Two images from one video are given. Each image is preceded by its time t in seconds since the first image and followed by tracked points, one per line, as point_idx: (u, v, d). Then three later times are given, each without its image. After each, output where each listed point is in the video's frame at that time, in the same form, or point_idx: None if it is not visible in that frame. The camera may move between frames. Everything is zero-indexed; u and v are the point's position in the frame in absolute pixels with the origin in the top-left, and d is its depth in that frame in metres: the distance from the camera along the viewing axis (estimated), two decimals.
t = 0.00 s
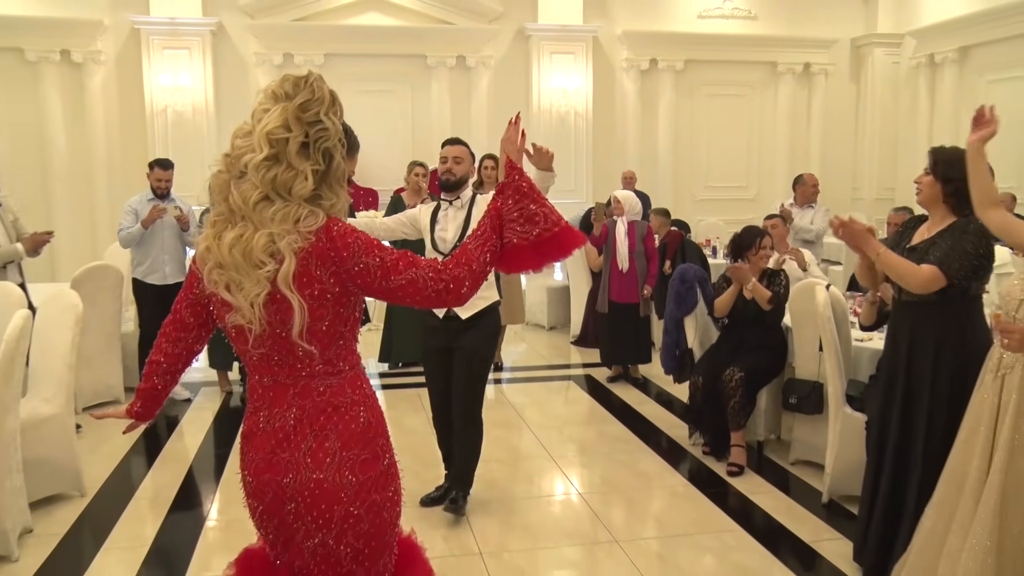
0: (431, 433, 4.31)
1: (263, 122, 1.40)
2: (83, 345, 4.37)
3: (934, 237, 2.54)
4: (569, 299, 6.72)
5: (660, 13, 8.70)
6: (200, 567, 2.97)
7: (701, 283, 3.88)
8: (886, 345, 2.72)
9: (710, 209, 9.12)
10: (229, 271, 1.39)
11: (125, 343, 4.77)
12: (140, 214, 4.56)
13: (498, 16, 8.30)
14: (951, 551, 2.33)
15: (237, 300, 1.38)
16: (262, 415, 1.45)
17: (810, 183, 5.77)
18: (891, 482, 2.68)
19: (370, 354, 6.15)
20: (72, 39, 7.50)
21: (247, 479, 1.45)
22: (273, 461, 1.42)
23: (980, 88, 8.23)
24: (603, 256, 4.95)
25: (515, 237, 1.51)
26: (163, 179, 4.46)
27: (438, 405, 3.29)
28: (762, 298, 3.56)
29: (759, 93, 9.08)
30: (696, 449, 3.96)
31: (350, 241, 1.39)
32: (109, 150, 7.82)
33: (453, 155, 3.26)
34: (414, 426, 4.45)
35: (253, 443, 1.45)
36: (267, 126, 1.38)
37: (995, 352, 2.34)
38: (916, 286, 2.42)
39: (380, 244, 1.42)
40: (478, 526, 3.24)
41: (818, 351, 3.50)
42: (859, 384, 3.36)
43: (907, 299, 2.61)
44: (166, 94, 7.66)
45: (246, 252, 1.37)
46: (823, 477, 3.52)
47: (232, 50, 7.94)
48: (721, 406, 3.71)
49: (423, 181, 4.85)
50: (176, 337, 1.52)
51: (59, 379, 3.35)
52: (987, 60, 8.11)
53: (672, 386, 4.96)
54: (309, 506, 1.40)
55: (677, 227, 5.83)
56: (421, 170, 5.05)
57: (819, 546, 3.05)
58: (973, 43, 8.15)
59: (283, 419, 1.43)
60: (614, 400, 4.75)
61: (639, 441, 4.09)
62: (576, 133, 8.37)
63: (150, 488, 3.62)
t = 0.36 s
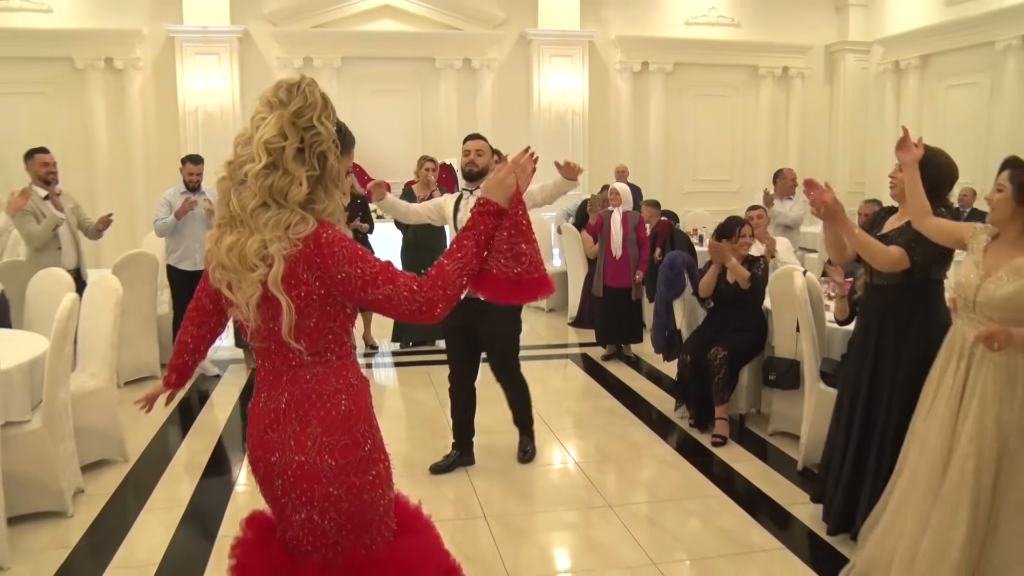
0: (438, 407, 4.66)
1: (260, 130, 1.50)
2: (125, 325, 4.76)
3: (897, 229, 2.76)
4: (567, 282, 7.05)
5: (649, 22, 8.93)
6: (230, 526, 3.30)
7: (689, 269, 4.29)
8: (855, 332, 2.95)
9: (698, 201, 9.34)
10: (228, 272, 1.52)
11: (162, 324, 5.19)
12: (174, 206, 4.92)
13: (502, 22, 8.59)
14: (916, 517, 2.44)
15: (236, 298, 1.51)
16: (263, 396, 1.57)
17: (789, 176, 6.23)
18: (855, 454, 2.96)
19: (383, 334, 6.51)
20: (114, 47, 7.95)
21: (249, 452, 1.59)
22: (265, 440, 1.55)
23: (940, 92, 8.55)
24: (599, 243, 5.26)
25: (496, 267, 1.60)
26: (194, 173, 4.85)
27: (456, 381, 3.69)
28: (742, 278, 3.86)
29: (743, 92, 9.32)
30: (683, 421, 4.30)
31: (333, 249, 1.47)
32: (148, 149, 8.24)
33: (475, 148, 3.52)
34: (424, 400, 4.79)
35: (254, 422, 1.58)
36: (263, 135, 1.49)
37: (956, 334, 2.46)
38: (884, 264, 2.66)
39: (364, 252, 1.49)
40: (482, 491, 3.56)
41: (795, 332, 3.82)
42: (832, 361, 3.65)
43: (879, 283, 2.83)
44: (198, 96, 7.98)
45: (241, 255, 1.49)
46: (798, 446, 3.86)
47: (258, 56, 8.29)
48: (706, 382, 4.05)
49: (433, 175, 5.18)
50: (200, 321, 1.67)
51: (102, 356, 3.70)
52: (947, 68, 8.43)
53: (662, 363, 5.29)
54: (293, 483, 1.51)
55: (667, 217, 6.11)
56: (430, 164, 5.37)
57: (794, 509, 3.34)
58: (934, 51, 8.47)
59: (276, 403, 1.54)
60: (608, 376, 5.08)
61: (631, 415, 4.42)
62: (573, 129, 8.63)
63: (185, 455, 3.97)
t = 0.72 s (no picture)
0: (445, 388, 4.78)
1: (234, 119, 1.47)
2: (142, 306, 4.99)
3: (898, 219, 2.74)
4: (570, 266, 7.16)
5: (653, 10, 8.99)
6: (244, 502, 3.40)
7: (689, 253, 4.44)
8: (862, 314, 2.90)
9: (700, 186, 9.43)
10: (200, 257, 1.50)
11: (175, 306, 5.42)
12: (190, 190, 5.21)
13: (507, 12, 8.64)
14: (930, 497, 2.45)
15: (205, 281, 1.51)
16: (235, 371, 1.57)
17: (787, 163, 6.36)
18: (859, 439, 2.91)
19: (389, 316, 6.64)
20: (130, 38, 8.07)
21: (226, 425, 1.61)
22: (228, 414, 1.55)
23: (934, 82, 8.59)
24: (602, 229, 5.36)
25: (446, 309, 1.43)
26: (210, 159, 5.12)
27: (477, 360, 3.84)
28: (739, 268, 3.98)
29: (743, 81, 9.39)
30: (684, 402, 4.41)
31: (288, 243, 1.41)
32: (162, 138, 8.35)
33: (508, 137, 3.78)
34: (430, 381, 4.91)
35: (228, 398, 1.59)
36: (235, 124, 1.45)
37: (958, 321, 2.51)
38: (882, 263, 2.66)
39: (320, 253, 1.41)
40: (488, 469, 3.66)
41: (793, 315, 3.91)
42: (829, 344, 3.74)
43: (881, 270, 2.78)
44: (210, 86, 8.12)
45: (209, 241, 1.47)
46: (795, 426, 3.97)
47: (269, 46, 8.39)
48: (706, 364, 4.15)
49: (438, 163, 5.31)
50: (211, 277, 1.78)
51: (119, 337, 3.81)
52: (940, 58, 8.47)
53: (663, 345, 5.41)
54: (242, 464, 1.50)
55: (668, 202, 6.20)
56: (438, 152, 5.44)
57: (791, 487, 3.42)
58: (928, 42, 8.51)
59: (238, 383, 1.53)
60: (610, 358, 5.19)
61: (632, 395, 4.54)
62: (577, 117, 8.70)
63: (199, 434, 4.09)
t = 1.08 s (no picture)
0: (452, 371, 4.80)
1: (236, 100, 1.45)
2: (149, 290, 5.00)
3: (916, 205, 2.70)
4: (578, 250, 7.16)
5: None
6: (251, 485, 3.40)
7: (697, 238, 4.42)
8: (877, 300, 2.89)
9: (708, 171, 9.41)
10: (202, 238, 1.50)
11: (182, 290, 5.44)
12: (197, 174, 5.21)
13: None
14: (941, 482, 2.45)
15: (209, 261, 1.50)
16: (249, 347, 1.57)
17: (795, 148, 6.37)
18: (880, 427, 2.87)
19: (397, 300, 6.66)
20: (137, 21, 8.04)
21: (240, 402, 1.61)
22: (240, 390, 1.55)
23: (944, 66, 8.53)
24: (609, 213, 5.36)
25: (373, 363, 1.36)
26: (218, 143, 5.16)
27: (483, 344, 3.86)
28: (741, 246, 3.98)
29: (752, 65, 9.34)
30: (690, 386, 4.42)
31: (277, 229, 1.41)
32: (169, 122, 8.34)
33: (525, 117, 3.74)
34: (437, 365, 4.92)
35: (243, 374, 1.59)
36: (238, 107, 1.44)
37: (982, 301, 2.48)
38: (893, 240, 2.62)
39: (305, 236, 1.41)
40: (495, 453, 3.67)
41: (800, 300, 3.92)
42: (837, 329, 3.74)
43: (900, 257, 2.76)
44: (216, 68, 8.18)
45: (210, 223, 1.46)
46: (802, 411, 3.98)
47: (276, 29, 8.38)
48: (713, 349, 4.16)
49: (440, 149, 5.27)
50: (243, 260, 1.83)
51: (127, 320, 3.83)
52: (951, 41, 8.40)
53: (670, 329, 5.42)
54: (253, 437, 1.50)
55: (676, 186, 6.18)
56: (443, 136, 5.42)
57: (797, 471, 3.42)
58: (939, 25, 8.44)
59: (252, 356, 1.53)
60: (617, 342, 5.20)
61: (639, 379, 4.54)
62: (585, 101, 8.68)
63: (207, 417, 4.11)
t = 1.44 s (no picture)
0: (459, 360, 4.80)
1: (252, 107, 1.43)
2: (156, 280, 5.01)
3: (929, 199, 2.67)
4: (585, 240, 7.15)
5: None
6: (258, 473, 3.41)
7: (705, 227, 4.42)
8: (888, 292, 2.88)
9: (715, 160, 9.38)
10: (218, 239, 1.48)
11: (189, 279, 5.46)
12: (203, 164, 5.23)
13: None
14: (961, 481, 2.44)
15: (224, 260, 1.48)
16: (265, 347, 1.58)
17: (801, 137, 6.30)
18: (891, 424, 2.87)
19: (404, 290, 6.66)
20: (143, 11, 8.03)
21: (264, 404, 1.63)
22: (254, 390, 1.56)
23: (955, 55, 8.48)
24: (617, 202, 5.37)
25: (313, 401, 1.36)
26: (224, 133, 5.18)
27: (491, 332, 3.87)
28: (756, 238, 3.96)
29: (760, 54, 9.29)
30: (697, 376, 4.43)
31: (280, 232, 1.41)
32: (177, 110, 8.34)
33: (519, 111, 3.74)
34: (444, 354, 4.93)
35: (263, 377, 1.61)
36: (253, 111, 1.43)
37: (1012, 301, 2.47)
38: (911, 244, 2.58)
39: (307, 242, 1.39)
40: (501, 442, 3.67)
41: (808, 290, 3.91)
42: (845, 319, 3.72)
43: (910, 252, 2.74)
44: (224, 58, 8.21)
45: (227, 225, 1.44)
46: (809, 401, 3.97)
47: (283, 19, 8.41)
48: (721, 338, 4.17)
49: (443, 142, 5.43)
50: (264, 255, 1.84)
51: (135, 310, 3.84)
52: (961, 30, 8.35)
53: (677, 319, 5.41)
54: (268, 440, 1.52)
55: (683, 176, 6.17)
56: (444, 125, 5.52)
57: (803, 462, 3.41)
58: (949, 14, 8.39)
59: (264, 358, 1.54)
60: (624, 331, 5.20)
61: (646, 369, 4.54)
62: (591, 90, 8.67)
63: (215, 406, 4.13)
